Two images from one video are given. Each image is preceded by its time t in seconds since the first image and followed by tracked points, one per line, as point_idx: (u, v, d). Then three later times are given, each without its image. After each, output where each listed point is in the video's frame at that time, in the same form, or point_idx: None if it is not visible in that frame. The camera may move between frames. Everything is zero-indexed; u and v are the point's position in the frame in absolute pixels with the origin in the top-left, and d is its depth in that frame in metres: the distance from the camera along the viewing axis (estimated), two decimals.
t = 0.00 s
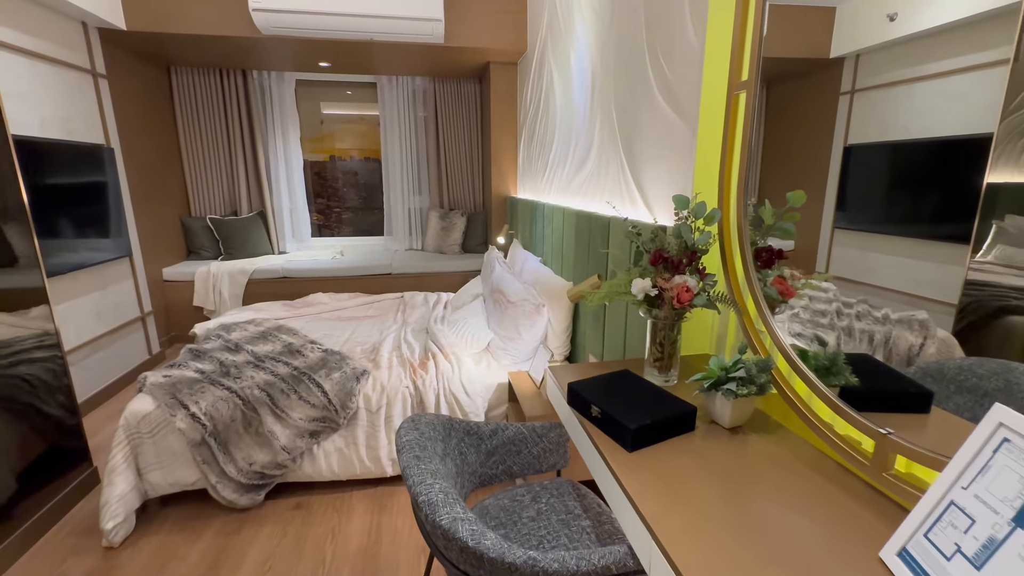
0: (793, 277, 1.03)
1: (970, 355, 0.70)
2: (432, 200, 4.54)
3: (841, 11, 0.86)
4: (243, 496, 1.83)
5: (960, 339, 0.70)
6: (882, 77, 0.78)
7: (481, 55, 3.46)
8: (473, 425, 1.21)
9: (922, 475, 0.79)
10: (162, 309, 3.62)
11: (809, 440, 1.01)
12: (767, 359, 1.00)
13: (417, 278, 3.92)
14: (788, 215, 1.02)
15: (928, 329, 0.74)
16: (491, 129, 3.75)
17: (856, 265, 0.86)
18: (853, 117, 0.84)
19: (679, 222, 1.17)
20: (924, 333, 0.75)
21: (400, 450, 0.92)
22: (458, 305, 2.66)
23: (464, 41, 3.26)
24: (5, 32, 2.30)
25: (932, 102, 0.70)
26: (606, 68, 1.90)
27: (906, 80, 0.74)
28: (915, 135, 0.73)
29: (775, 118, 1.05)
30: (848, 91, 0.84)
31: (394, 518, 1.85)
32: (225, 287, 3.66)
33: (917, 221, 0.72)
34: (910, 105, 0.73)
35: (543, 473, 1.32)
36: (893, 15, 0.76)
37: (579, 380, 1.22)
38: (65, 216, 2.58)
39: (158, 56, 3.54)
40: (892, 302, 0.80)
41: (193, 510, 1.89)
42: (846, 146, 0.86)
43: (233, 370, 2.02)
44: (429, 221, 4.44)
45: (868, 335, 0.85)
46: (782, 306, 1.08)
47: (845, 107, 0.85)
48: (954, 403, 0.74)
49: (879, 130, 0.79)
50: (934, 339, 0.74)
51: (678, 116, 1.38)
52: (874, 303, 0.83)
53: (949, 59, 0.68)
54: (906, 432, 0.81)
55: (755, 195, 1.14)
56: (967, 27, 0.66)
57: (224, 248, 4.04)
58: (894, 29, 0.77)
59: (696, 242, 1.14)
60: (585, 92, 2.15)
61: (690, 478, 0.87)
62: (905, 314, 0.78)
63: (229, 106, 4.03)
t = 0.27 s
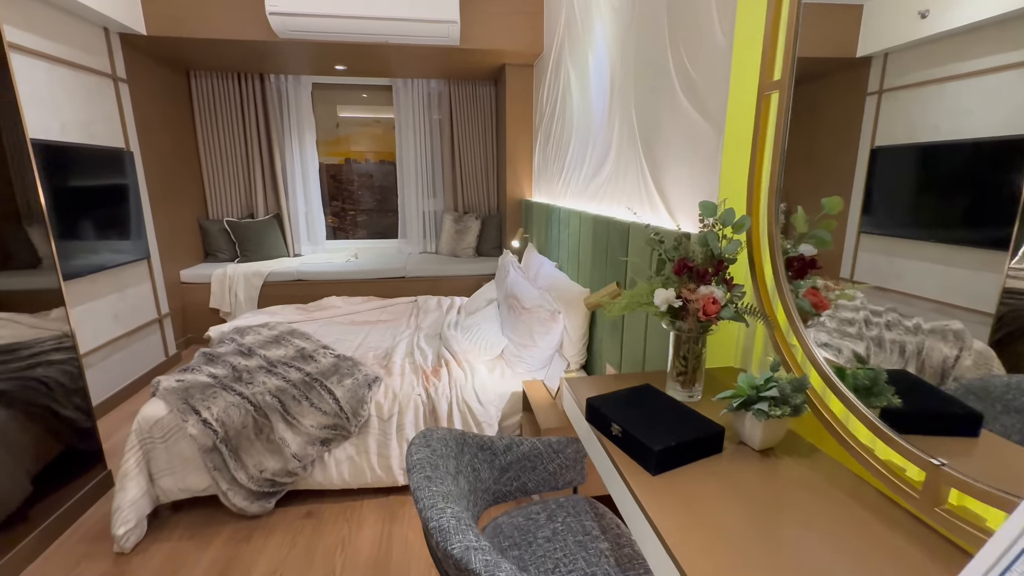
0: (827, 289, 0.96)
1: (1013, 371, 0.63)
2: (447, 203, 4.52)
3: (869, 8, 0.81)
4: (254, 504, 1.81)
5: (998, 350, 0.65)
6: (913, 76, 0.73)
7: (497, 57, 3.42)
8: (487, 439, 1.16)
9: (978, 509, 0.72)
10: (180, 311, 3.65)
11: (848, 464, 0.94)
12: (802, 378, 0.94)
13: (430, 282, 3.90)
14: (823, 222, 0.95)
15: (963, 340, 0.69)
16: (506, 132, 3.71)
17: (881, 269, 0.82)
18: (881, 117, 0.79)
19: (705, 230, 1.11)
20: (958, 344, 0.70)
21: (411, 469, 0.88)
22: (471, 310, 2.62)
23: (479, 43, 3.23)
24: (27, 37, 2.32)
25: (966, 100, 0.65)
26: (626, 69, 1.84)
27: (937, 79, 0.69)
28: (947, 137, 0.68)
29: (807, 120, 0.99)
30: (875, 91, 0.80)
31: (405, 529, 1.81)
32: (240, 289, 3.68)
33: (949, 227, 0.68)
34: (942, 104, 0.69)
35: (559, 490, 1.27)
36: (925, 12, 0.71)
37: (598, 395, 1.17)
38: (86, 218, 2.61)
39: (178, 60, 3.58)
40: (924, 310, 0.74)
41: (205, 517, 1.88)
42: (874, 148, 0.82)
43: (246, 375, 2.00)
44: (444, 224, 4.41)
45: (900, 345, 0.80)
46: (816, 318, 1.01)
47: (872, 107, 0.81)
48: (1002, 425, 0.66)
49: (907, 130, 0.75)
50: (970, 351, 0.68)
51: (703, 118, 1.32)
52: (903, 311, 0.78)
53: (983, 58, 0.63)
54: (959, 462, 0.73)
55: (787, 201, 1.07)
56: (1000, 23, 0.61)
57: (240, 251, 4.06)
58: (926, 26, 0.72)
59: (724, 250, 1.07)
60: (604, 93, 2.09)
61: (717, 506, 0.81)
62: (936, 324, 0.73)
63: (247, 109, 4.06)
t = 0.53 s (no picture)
0: (862, 298, 0.90)
1: None
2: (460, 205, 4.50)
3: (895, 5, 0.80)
4: (265, 509, 1.80)
5: None
6: (941, 75, 0.71)
7: (511, 58, 3.39)
8: (501, 452, 1.12)
9: None
10: (196, 312, 3.68)
11: (890, 489, 0.88)
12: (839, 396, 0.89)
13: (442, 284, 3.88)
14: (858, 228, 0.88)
15: (996, 351, 0.66)
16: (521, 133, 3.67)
17: (907, 275, 0.78)
18: (907, 118, 0.77)
19: (731, 236, 1.06)
20: (991, 355, 0.67)
21: (423, 485, 0.85)
22: (484, 314, 2.59)
23: (494, 44, 3.20)
24: (48, 41, 2.35)
25: (1000, 99, 0.63)
26: (645, 69, 1.79)
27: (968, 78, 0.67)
28: (980, 138, 0.66)
29: (843, 120, 0.94)
30: (901, 91, 0.78)
31: (416, 538, 1.78)
32: (255, 291, 3.70)
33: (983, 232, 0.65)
34: (975, 103, 0.66)
35: (576, 505, 1.22)
36: (955, 8, 0.70)
37: (617, 407, 1.12)
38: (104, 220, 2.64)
39: (196, 64, 3.61)
40: (954, 319, 0.72)
41: (216, 521, 1.87)
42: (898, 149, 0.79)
43: (258, 379, 1.99)
44: (457, 226, 4.39)
45: (931, 355, 0.77)
46: (850, 330, 0.96)
47: (898, 107, 0.78)
48: None
49: (937, 131, 0.72)
50: (1004, 362, 0.65)
51: (728, 119, 1.26)
52: (932, 320, 0.76)
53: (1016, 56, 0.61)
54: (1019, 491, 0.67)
55: (819, 205, 1.02)
56: None
57: (255, 252, 4.09)
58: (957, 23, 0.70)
59: (752, 257, 1.02)
60: (622, 93, 2.05)
61: (748, 530, 0.76)
62: (968, 333, 0.70)
63: (263, 112, 4.09)
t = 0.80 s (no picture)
0: (900, 310, 0.84)
1: None
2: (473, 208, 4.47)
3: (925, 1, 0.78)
4: (273, 516, 1.77)
5: None
6: (973, 73, 0.70)
7: (526, 58, 3.35)
8: (512, 468, 1.08)
9: None
10: (210, 314, 3.70)
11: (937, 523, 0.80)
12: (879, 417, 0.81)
13: (455, 287, 3.85)
14: (897, 238, 0.83)
15: None
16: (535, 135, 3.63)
17: (936, 280, 0.77)
18: (937, 117, 0.76)
19: (756, 243, 1.00)
20: None
21: (429, 507, 0.81)
22: (497, 319, 2.54)
23: (508, 45, 3.17)
24: (66, 45, 2.37)
25: None
26: (664, 68, 1.73)
27: (1001, 76, 0.66)
28: (1014, 137, 0.64)
29: (880, 121, 0.88)
30: (932, 89, 0.77)
31: (425, 549, 1.74)
32: (269, 293, 3.71)
33: (1015, 235, 0.64)
34: (1007, 103, 0.65)
35: (589, 523, 1.17)
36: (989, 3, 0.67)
37: (634, 423, 1.06)
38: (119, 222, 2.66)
39: (213, 67, 3.65)
40: (989, 327, 0.69)
41: (224, 527, 1.85)
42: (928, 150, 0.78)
43: (268, 383, 1.97)
44: (470, 229, 4.36)
45: (965, 367, 0.73)
46: (887, 344, 0.89)
47: (928, 106, 0.78)
48: None
49: (967, 130, 0.71)
50: None
51: (752, 119, 1.20)
52: (969, 328, 0.72)
53: None
54: None
55: (852, 211, 0.95)
56: None
57: (270, 254, 4.11)
58: (990, 19, 0.67)
59: (779, 266, 0.95)
60: (639, 93, 1.99)
61: (777, 563, 0.70)
62: (1007, 343, 0.66)
63: (278, 115, 4.11)
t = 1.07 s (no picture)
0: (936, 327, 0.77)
1: None
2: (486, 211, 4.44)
3: None
4: (279, 524, 1.76)
5: None
6: (1007, 71, 0.65)
7: (540, 60, 3.31)
8: (518, 486, 1.03)
9: None
10: (225, 315, 3.73)
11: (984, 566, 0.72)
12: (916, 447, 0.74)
13: (467, 291, 3.82)
14: (934, 249, 0.76)
15: None
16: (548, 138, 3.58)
17: (968, 292, 0.72)
18: (970, 118, 0.71)
19: (777, 254, 0.94)
20: None
21: (427, 533, 0.77)
22: (508, 325, 2.50)
23: (521, 47, 3.13)
24: (81, 50, 2.40)
25: None
26: (681, 69, 1.67)
27: None
28: None
29: (914, 124, 0.81)
30: (965, 88, 0.72)
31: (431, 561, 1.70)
32: (282, 295, 3.73)
33: None
34: None
35: (599, 544, 1.11)
36: None
37: (646, 443, 1.01)
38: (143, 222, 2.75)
39: (229, 72, 3.68)
40: None
41: (230, 533, 1.84)
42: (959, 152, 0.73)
43: (276, 389, 1.96)
44: (483, 232, 4.33)
45: (999, 382, 0.68)
46: (923, 363, 0.82)
47: (960, 106, 0.73)
48: None
49: (1001, 133, 0.66)
50: None
51: (775, 122, 1.14)
52: (1003, 341, 0.67)
53: None
54: None
55: (884, 219, 0.89)
56: None
57: (284, 257, 4.13)
58: None
59: (804, 280, 0.89)
60: (655, 95, 1.93)
61: None
62: None
63: (293, 118, 4.13)
